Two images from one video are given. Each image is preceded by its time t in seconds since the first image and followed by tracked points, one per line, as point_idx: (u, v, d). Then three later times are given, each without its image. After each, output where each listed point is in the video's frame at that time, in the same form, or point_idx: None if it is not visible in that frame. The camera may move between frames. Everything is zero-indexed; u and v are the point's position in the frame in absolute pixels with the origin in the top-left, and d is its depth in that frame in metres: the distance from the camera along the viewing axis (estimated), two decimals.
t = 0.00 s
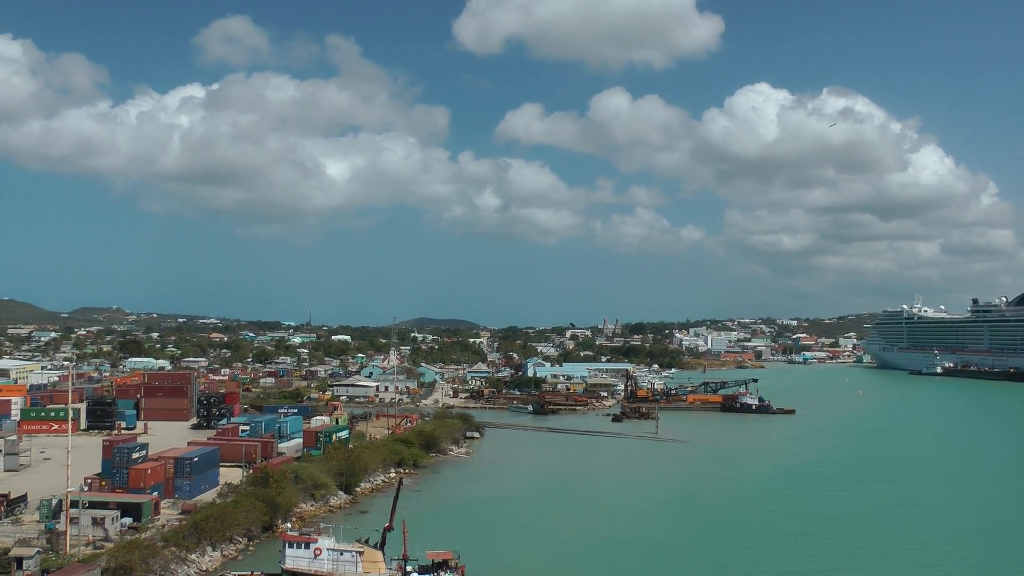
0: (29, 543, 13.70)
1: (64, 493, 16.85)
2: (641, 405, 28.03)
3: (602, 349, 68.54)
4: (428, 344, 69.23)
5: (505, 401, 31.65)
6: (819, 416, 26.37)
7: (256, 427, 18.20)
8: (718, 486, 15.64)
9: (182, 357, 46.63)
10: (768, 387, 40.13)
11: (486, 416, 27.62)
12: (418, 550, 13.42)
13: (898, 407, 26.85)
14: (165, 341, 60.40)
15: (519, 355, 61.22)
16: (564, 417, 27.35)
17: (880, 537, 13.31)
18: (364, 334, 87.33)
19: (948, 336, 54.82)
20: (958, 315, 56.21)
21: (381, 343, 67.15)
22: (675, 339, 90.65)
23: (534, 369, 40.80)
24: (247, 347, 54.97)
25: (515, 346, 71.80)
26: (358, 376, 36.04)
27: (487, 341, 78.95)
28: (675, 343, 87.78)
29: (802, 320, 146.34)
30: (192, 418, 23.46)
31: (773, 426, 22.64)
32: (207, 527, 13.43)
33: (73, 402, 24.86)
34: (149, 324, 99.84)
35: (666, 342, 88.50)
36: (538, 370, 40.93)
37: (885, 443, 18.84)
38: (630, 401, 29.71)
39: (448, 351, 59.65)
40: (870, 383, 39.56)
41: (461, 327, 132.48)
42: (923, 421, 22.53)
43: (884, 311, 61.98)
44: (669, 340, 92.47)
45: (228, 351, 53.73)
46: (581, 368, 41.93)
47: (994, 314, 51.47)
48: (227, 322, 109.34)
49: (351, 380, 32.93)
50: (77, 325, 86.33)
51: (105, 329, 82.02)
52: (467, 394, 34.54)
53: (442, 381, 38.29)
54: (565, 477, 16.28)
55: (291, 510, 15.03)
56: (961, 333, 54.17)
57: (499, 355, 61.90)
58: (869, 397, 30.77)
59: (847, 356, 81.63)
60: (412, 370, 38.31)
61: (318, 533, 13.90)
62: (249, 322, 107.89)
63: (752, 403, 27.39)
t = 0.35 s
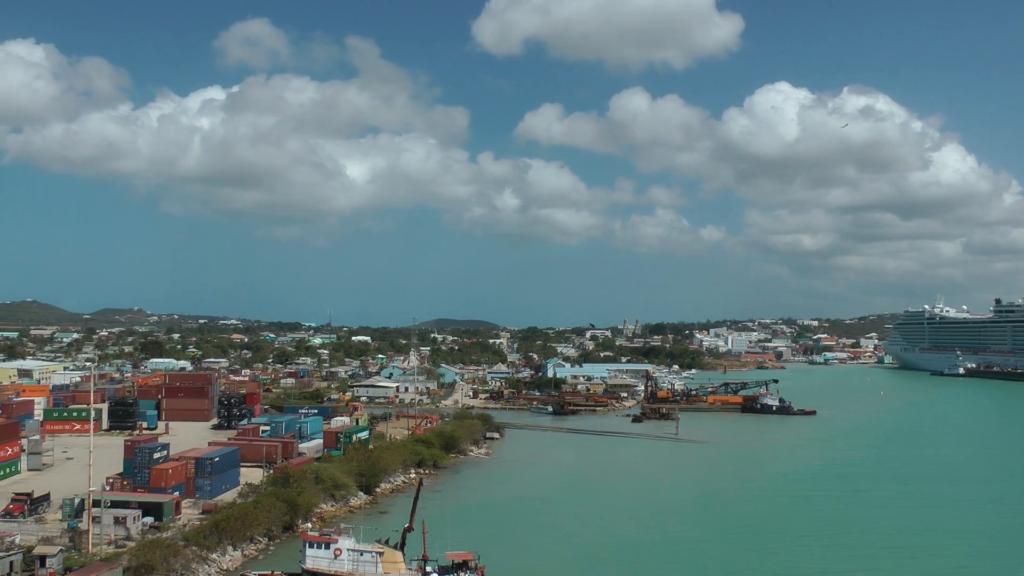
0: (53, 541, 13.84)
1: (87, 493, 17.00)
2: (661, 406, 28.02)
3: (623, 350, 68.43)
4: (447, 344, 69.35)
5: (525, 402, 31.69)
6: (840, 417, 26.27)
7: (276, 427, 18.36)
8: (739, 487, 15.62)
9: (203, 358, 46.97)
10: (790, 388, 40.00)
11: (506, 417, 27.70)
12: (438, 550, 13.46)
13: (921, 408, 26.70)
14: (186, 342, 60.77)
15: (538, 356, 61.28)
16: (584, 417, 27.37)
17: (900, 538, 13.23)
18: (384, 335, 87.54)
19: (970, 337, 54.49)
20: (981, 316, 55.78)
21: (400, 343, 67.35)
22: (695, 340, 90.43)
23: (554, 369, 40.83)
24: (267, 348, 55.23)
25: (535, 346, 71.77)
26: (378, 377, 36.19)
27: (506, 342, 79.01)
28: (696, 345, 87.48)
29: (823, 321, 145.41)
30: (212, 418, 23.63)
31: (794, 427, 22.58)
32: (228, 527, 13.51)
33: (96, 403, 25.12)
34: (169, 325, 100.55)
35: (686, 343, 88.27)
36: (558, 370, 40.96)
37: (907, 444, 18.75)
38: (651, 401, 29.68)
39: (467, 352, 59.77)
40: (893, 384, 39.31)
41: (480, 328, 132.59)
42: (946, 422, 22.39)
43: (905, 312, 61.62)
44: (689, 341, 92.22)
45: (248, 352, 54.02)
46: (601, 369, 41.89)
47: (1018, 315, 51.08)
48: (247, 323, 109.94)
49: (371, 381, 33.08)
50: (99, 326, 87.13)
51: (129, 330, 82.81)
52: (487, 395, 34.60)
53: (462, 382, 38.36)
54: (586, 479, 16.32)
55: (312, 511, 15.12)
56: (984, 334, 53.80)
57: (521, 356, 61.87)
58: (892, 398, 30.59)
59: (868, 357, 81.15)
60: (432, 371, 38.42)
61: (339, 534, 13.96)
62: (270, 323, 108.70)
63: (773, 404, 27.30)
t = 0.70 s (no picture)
0: (74, 535, 13.99)
1: (108, 487, 17.21)
2: (682, 409, 27.99)
3: (643, 352, 68.30)
4: (467, 344, 69.52)
5: (545, 404, 31.75)
6: (863, 423, 26.14)
7: (297, 426, 18.50)
8: (758, 492, 15.61)
9: (224, 355, 47.39)
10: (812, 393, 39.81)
11: (527, 418, 27.77)
12: (457, 551, 13.49)
13: (945, 415, 26.49)
14: (208, 339, 61.28)
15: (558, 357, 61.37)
16: (604, 420, 27.40)
17: (918, 546, 13.16)
18: (404, 334, 87.77)
19: (994, 344, 53.99)
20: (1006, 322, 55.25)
21: (420, 343, 67.57)
22: (716, 343, 90.10)
23: (574, 371, 40.86)
24: (289, 346, 55.57)
25: (555, 348, 71.73)
26: (398, 377, 36.37)
27: (526, 343, 79.09)
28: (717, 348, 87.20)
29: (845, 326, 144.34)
30: (233, 416, 23.83)
31: (814, 432, 22.51)
32: (247, 524, 13.60)
33: (118, 398, 25.41)
34: (192, 322, 101.52)
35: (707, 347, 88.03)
36: (578, 372, 40.98)
37: (929, 451, 18.65)
38: (671, 405, 29.68)
39: (487, 352, 59.86)
40: (916, 391, 39.01)
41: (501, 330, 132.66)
42: (970, 429, 22.22)
43: (929, 317, 61.16)
44: (710, 344, 91.94)
45: (270, 350, 54.43)
46: (621, 372, 41.85)
47: None
48: (269, 321, 110.76)
49: (391, 380, 33.25)
50: (124, 322, 88.22)
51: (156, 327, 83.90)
52: (507, 396, 34.64)
53: (482, 382, 38.45)
54: (605, 481, 16.35)
55: (331, 509, 15.20)
56: (1008, 341, 53.28)
57: (541, 358, 61.88)
58: (915, 405, 30.40)
59: (890, 364, 80.55)
60: (452, 371, 38.54)
61: (357, 532, 14.02)
62: (293, 321, 109.69)
63: (794, 409, 27.20)
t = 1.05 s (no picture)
0: (98, 534, 14.10)
1: (132, 486, 17.35)
2: (705, 409, 27.98)
3: (664, 352, 68.17)
4: (488, 344, 69.60)
5: (567, 403, 31.79)
6: (887, 422, 26.04)
7: (320, 426, 18.63)
8: (780, 492, 15.60)
9: (247, 355, 47.70)
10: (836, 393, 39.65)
11: (550, 418, 27.83)
12: (480, 551, 13.52)
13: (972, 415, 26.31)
14: (231, 339, 61.69)
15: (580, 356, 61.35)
16: (627, 419, 27.42)
17: (940, 545, 13.14)
18: (425, 334, 87.98)
19: (1020, 344, 53.56)
20: None
21: (443, 343, 67.67)
22: (738, 343, 89.76)
23: (596, 371, 40.86)
24: (311, 347, 55.78)
25: (578, 348, 71.63)
26: (421, 376, 36.51)
27: (548, 343, 79.07)
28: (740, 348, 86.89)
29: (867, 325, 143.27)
30: (255, 416, 23.99)
31: (838, 432, 22.46)
32: (270, 523, 13.70)
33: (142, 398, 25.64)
34: (216, 322, 102.18)
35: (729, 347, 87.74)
36: (600, 371, 40.99)
37: (953, 450, 18.57)
38: (694, 404, 29.67)
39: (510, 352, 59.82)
40: (941, 391, 38.73)
41: (534, 330, 132.75)
42: (996, 429, 22.09)
43: (953, 317, 60.77)
44: (732, 344, 91.63)
45: (292, 350, 54.69)
46: (644, 371, 41.79)
47: None
48: (293, 321, 111.32)
49: (413, 380, 33.38)
50: (150, 323, 89.01)
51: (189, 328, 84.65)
52: (530, 396, 34.69)
53: (504, 382, 38.52)
54: (627, 481, 16.38)
55: (354, 509, 15.29)
56: None
57: (564, 357, 61.73)
58: (942, 405, 30.20)
59: (913, 364, 80.01)
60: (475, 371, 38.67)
61: (380, 532, 14.08)
62: (315, 321, 110.38)
63: (817, 408, 27.13)
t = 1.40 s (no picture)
0: (122, 532, 14.24)
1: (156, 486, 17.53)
2: (727, 409, 27.97)
3: (686, 351, 68.03)
4: (509, 344, 69.73)
5: (589, 403, 31.83)
6: (911, 422, 25.91)
7: (342, 426, 18.77)
8: (801, 492, 15.58)
9: (269, 356, 48.10)
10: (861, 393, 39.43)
11: (572, 417, 27.88)
12: (502, 551, 13.58)
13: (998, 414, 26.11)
14: (254, 340, 62.17)
15: (601, 356, 61.36)
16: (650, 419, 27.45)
17: (961, 545, 13.09)
18: (446, 335, 88.22)
19: None
20: None
21: (466, 343, 67.81)
22: (761, 342, 89.33)
23: (618, 371, 40.86)
24: (333, 347, 56.06)
25: (600, 347, 71.60)
26: (443, 376, 36.69)
27: (571, 343, 79.07)
28: (762, 348, 86.53)
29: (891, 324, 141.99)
30: (276, 415, 24.16)
31: (860, 432, 22.40)
32: (293, 523, 13.80)
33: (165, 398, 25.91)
34: (239, 322, 103.20)
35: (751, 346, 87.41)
36: (622, 371, 40.98)
37: (977, 451, 18.45)
38: (716, 404, 29.65)
39: (532, 352, 59.89)
40: (967, 390, 38.43)
41: (555, 330, 132.75)
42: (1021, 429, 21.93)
43: (977, 315, 60.27)
44: (755, 343, 91.25)
45: (314, 351, 55.04)
46: (667, 371, 41.74)
47: None
48: (315, 321, 112.23)
49: (434, 380, 33.53)
50: (176, 323, 90.01)
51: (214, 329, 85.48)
52: (552, 395, 34.75)
53: (526, 382, 38.59)
54: (649, 481, 16.41)
55: (376, 508, 15.37)
56: None
57: (585, 357, 61.73)
58: (970, 404, 29.94)
59: (937, 363, 79.33)
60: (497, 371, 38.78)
61: (402, 532, 14.16)
62: (337, 322, 111.13)
63: (839, 408, 27.02)
